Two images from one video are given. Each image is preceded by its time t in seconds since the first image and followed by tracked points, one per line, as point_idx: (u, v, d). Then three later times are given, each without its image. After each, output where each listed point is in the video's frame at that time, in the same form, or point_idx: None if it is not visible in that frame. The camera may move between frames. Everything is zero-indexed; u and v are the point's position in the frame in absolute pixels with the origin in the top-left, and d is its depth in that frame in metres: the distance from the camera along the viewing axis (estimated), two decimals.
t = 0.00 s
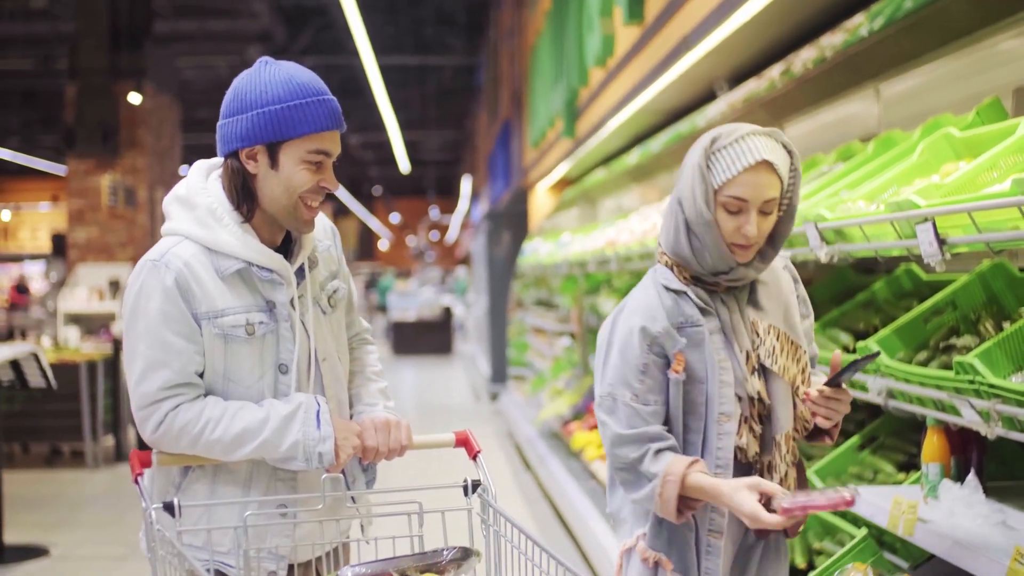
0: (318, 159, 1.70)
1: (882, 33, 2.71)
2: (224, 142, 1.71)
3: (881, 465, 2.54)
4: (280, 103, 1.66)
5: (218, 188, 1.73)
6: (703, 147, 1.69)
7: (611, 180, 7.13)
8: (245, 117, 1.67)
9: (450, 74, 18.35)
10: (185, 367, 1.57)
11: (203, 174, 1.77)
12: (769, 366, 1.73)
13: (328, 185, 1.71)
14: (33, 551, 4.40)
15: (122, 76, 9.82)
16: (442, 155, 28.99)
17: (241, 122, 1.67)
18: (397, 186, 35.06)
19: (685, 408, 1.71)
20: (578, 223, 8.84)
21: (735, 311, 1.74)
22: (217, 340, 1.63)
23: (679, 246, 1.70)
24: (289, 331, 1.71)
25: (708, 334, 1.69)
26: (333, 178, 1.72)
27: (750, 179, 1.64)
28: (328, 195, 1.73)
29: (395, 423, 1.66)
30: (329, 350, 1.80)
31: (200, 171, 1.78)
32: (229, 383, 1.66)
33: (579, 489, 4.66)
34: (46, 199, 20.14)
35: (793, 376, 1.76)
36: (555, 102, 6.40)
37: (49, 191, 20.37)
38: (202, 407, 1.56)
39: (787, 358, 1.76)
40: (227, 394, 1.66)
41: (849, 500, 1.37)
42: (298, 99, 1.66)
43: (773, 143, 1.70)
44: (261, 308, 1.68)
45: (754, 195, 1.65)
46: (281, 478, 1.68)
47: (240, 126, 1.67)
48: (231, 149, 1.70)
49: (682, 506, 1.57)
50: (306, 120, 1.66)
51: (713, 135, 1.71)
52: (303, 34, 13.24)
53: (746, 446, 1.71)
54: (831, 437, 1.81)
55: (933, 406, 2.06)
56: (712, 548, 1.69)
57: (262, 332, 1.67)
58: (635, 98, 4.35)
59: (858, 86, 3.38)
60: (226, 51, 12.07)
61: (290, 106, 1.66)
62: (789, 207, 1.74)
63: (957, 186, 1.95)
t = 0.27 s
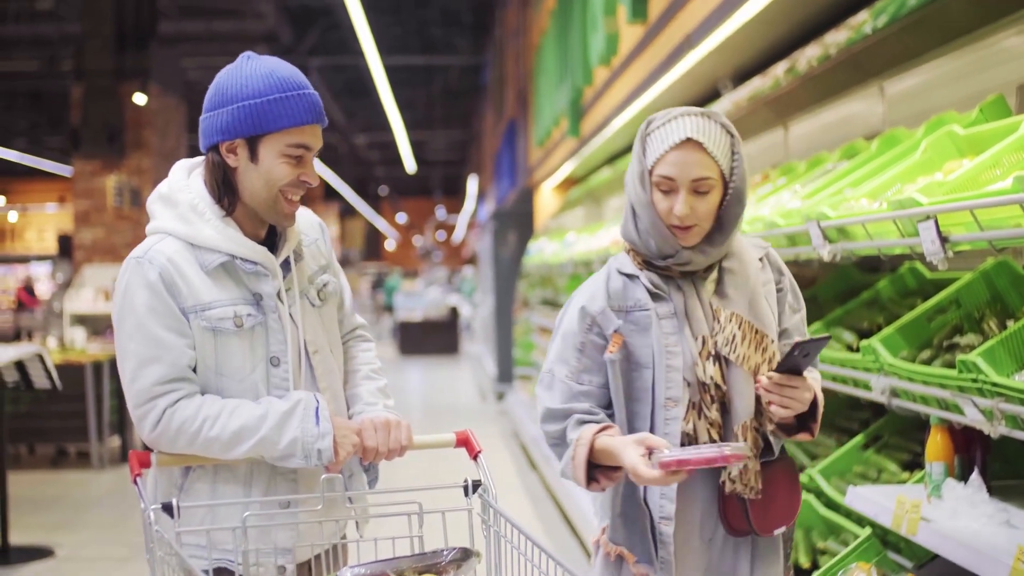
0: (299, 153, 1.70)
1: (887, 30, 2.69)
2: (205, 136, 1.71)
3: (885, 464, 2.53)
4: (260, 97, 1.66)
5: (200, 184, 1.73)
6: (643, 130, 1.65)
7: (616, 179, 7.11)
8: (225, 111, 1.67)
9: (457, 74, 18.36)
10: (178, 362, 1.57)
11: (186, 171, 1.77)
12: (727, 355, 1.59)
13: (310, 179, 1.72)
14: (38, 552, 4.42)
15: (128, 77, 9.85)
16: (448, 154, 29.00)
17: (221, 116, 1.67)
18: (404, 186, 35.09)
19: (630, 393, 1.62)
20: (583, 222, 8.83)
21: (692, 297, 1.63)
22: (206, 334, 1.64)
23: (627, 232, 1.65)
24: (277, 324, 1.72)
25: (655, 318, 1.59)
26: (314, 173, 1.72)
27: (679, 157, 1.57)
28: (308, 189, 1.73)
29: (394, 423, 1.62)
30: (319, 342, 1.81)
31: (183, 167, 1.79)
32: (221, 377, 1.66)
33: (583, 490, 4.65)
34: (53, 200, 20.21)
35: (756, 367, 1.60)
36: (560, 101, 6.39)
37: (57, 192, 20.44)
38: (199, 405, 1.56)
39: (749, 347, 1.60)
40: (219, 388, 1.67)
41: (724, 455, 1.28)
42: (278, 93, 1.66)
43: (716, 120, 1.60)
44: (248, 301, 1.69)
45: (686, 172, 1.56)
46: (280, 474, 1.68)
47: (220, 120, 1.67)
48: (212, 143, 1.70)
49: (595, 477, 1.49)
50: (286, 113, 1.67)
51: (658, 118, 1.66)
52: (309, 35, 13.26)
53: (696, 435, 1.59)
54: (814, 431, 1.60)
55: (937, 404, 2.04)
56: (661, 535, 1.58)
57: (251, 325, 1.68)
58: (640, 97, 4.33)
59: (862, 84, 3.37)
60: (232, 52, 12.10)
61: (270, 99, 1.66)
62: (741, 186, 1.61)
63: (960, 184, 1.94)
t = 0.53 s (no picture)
0: (261, 152, 1.69)
1: (893, 31, 2.68)
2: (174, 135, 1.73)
3: (893, 466, 2.52)
4: (222, 95, 1.66)
5: (171, 186, 1.75)
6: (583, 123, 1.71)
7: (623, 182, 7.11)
8: (190, 109, 1.69)
9: (465, 77, 18.40)
10: (160, 362, 1.59)
11: (160, 175, 1.79)
12: (672, 348, 1.62)
13: (274, 178, 1.70)
14: (48, 557, 4.44)
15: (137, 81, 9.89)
16: (458, 157, 29.04)
17: (186, 114, 1.69)
18: (413, 189, 35.15)
19: (574, 379, 1.70)
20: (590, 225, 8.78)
21: (640, 288, 1.68)
22: (184, 332, 1.65)
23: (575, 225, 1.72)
24: (255, 319, 1.71)
25: (599, 307, 1.68)
26: (279, 172, 1.71)
27: (607, 148, 1.62)
28: (274, 189, 1.72)
29: (399, 429, 1.62)
30: (302, 335, 1.79)
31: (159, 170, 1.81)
32: (204, 375, 1.67)
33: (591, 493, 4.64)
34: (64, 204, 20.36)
35: (702, 359, 1.62)
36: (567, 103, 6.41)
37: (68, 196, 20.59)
38: (193, 405, 1.57)
39: (697, 341, 1.61)
40: (204, 386, 1.67)
41: (604, 434, 1.37)
42: (240, 92, 1.66)
43: (648, 110, 1.64)
44: (225, 298, 1.69)
45: (613, 164, 1.62)
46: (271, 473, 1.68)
47: (186, 118, 1.69)
48: (178, 142, 1.72)
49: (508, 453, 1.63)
50: (247, 112, 1.66)
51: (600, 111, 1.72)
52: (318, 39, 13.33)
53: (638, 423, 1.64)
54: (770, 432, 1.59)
55: (942, 406, 2.03)
56: (610, 526, 1.62)
57: (228, 321, 1.68)
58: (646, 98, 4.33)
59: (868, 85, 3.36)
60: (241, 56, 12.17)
61: (232, 98, 1.66)
62: (680, 177, 1.63)
63: (965, 185, 1.93)
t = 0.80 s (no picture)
0: (219, 155, 1.65)
1: (898, 32, 2.66)
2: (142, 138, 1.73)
3: (896, 469, 2.51)
4: (178, 99, 1.64)
5: (142, 189, 1.74)
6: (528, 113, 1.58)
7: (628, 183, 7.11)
8: (151, 113, 1.68)
9: (472, 78, 18.45)
10: (113, 364, 1.57)
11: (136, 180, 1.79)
12: (612, 342, 1.48)
13: (234, 181, 1.66)
14: (53, 559, 4.46)
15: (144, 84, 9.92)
16: (464, 159, 29.10)
17: (149, 118, 1.68)
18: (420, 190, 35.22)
19: (514, 371, 1.58)
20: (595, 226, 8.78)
21: (587, 281, 1.55)
22: (144, 335, 1.62)
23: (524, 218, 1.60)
24: (222, 322, 1.70)
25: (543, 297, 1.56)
26: (238, 176, 1.66)
27: (547, 139, 1.49)
28: (237, 193, 1.68)
29: (396, 434, 1.60)
30: (278, 335, 1.75)
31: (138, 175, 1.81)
32: (166, 379, 1.64)
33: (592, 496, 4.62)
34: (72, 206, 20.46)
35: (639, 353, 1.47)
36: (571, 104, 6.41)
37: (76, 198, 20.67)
38: (137, 406, 1.54)
39: (639, 337, 1.47)
40: (166, 390, 1.65)
41: (483, 425, 1.34)
42: (195, 96, 1.64)
43: (590, 97, 1.50)
44: (189, 301, 1.67)
45: (550, 156, 1.48)
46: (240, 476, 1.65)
47: (148, 122, 1.69)
48: (143, 145, 1.71)
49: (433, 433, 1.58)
50: (200, 115, 1.63)
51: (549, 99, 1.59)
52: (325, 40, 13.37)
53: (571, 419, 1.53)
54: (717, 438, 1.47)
55: (945, 409, 2.03)
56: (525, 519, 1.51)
57: (191, 324, 1.66)
58: (650, 99, 4.32)
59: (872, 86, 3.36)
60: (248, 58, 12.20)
61: (186, 102, 1.64)
62: (624, 167, 1.47)
63: (966, 187, 1.93)
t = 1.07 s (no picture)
0: (199, 162, 1.65)
1: (897, 33, 2.65)
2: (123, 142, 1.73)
3: (894, 471, 2.50)
4: (160, 103, 1.65)
5: (124, 193, 1.75)
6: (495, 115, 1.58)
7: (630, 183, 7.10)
8: (132, 116, 1.68)
9: (475, 78, 18.45)
10: (75, 367, 1.60)
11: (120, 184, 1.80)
12: (577, 344, 1.46)
13: (214, 189, 1.66)
14: (52, 560, 4.46)
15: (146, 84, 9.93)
16: (467, 159, 29.10)
17: (130, 121, 1.69)
18: (423, 190, 35.23)
19: (482, 373, 1.57)
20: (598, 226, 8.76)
21: (553, 282, 1.53)
22: (112, 341, 1.64)
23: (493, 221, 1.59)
24: (193, 331, 1.70)
25: (507, 297, 1.56)
26: (218, 183, 1.66)
27: (508, 138, 1.48)
28: (218, 199, 1.68)
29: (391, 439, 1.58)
30: (257, 341, 1.75)
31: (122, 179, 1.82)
32: (134, 385, 1.66)
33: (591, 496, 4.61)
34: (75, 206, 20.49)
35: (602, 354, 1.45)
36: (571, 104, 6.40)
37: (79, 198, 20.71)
38: (93, 408, 1.58)
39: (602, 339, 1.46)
40: (133, 395, 1.66)
41: (426, 439, 1.38)
42: (175, 101, 1.64)
43: (552, 96, 1.48)
44: (161, 308, 1.68)
45: (512, 155, 1.47)
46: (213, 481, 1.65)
47: (128, 125, 1.69)
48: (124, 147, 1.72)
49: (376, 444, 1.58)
50: (179, 121, 1.64)
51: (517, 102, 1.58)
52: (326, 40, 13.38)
53: (538, 422, 1.51)
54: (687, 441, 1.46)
55: (942, 411, 2.02)
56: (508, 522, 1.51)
57: (159, 332, 1.66)
58: (649, 99, 4.31)
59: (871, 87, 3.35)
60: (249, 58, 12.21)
61: (168, 107, 1.64)
62: (587, 165, 1.46)
63: (963, 189, 1.92)
